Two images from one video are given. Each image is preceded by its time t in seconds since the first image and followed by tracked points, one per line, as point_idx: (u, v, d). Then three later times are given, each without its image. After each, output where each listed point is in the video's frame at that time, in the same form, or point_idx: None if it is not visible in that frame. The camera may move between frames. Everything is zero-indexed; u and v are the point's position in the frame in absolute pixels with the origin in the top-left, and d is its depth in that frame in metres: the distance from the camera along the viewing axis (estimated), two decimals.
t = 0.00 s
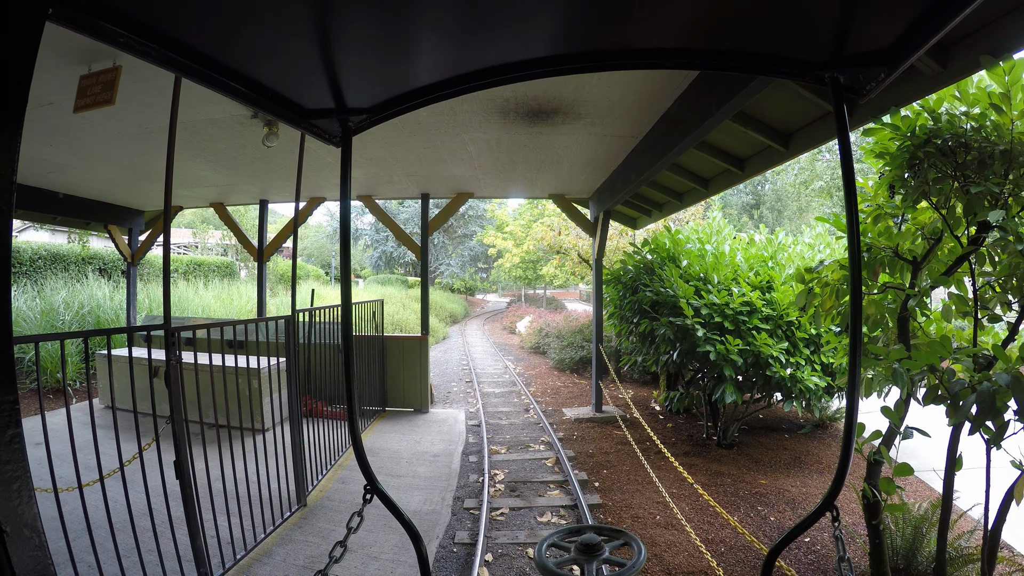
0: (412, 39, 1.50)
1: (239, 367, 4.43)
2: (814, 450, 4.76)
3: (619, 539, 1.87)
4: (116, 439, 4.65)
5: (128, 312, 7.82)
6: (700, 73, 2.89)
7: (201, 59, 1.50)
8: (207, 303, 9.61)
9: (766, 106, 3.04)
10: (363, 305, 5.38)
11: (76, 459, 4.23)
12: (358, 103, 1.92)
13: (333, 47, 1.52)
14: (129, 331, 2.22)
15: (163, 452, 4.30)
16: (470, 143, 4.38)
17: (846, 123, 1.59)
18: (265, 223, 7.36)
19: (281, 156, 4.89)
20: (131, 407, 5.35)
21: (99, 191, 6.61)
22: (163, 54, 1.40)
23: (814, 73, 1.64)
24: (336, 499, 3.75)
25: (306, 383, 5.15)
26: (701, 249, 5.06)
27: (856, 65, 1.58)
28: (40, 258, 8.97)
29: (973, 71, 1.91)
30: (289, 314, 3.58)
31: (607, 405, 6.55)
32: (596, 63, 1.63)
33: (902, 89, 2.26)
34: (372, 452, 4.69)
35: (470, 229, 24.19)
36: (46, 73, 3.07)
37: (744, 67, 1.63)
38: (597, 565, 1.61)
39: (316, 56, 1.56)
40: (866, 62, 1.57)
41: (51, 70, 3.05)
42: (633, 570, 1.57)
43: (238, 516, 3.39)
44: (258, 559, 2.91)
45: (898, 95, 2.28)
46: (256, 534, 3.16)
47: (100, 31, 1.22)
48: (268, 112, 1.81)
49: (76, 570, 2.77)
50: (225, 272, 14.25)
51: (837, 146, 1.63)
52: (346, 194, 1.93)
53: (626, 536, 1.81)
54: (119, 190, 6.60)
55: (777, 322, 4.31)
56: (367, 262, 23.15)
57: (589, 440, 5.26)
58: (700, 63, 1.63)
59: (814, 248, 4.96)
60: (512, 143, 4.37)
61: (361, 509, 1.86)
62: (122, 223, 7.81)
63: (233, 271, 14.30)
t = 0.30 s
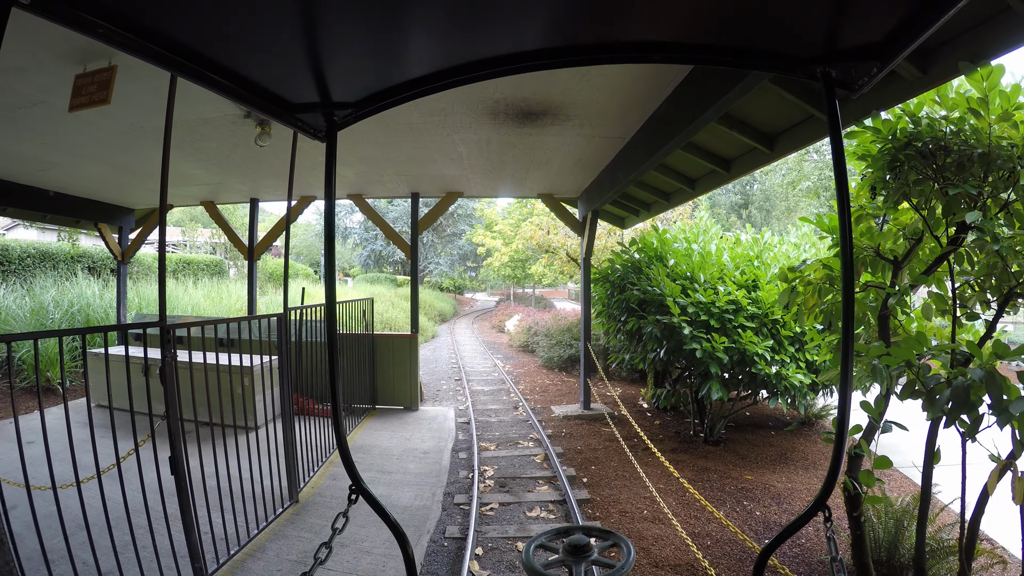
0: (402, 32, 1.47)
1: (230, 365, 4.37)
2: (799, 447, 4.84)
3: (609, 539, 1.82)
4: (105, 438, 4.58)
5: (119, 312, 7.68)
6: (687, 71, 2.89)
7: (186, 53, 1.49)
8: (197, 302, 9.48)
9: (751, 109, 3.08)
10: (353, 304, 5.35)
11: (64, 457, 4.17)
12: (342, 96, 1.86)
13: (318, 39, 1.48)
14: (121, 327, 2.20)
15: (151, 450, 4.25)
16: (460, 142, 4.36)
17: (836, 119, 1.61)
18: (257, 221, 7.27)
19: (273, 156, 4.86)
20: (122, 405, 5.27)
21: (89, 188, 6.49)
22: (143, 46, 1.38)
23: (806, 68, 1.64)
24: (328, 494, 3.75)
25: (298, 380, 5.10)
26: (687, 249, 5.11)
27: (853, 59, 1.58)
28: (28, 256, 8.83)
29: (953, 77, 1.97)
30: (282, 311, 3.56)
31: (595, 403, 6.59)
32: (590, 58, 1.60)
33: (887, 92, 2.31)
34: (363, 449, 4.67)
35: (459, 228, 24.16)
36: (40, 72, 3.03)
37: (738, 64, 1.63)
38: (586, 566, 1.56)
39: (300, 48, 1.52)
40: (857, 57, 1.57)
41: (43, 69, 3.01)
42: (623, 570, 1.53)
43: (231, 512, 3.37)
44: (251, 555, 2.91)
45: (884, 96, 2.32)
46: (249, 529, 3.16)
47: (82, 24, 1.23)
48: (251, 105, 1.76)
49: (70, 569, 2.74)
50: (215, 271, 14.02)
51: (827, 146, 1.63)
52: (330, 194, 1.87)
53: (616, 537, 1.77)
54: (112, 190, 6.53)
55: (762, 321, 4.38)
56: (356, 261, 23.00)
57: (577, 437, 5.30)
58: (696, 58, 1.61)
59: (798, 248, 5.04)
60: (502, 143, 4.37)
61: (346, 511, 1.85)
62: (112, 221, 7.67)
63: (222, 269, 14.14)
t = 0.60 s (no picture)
0: (395, 28, 1.41)
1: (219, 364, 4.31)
2: (784, 444, 4.92)
3: (596, 541, 1.76)
4: (91, 438, 4.50)
5: (109, 312, 7.55)
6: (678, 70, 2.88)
7: (166, 46, 1.41)
8: (184, 301, 9.35)
9: (737, 111, 3.12)
10: (341, 305, 5.30)
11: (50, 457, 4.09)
12: (328, 92, 1.76)
13: (301, 34, 1.42)
14: (110, 326, 2.16)
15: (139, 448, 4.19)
16: (451, 143, 4.34)
17: (825, 115, 1.50)
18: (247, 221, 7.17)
19: (264, 156, 4.80)
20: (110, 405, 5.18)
21: (80, 188, 6.35)
22: (122, 40, 1.31)
23: (793, 64, 1.54)
24: (318, 493, 3.73)
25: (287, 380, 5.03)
26: (673, 249, 5.17)
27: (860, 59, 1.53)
28: (15, 255, 8.64)
29: (933, 82, 2.03)
30: (272, 310, 3.52)
31: (582, 402, 6.63)
32: (578, 54, 1.51)
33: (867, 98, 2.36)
34: (353, 448, 4.64)
35: (447, 228, 24.12)
36: (30, 70, 2.96)
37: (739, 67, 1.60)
38: (573, 569, 1.50)
39: (283, 44, 1.46)
40: (846, 52, 1.48)
41: (31, 67, 2.93)
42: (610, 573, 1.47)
43: (222, 509, 3.35)
44: (243, 552, 2.89)
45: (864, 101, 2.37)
46: (240, 528, 3.13)
47: (61, 16, 1.17)
48: (234, 101, 1.67)
49: (62, 567, 2.71)
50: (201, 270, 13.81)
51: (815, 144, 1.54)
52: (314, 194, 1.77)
53: (602, 539, 1.71)
54: (105, 190, 6.44)
55: (747, 320, 4.44)
56: (344, 261, 22.85)
57: (565, 435, 5.33)
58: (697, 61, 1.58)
59: (782, 249, 5.12)
60: (492, 143, 4.34)
61: (329, 512, 1.79)
62: (101, 220, 7.51)
63: (209, 269, 13.96)
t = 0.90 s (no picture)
0: (386, 24, 1.41)
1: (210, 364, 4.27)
2: (770, 443, 4.99)
3: (588, 541, 1.75)
4: (79, 437, 4.42)
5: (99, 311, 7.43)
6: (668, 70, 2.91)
7: (151, 39, 1.38)
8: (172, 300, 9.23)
9: (723, 114, 3.16)
10: (331, 304, 5.27)
11: (39, 454, 4.04)
12: (317, 89, 1.75)
13: (291, 27, 1.41)
14: (100, 325, 2.13)
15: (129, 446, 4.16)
16: (441, 143, 4.34)
17: (818, 113, 1.51)
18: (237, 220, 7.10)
19: (256, 156, 4.76)
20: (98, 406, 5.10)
21: (71, 186, 6.24)
22: (111, 34, 1.29)
23: (786, 63, 1.54)
24: (310, 492, 3.71)
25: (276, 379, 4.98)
26: (661, 249, 5.22)
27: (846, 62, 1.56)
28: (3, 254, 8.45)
29: (914, 88, 2.08)
30: (263, 310, 3.50)
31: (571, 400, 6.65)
32: (566, 51, 1.52)
33: (856, 101, 2.40)
34: (344, 447, 4.61)
35: (436, 227, 24.06)
36: (27, 69, 2.91)
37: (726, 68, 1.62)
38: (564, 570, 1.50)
39: (272, 38, 1.44)
40: (838, 52, 1.49)
41: (27, 66, 2.88)
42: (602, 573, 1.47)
43: (215, 507, 3.33)
44: (235, 549, 2.88)
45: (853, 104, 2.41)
46: (232, 526, 3.11)
47: (46, 9, 1.14)
48: (223, 97, 1.65)
49: (52, 566, 2.68)
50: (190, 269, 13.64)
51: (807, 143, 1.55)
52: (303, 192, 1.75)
53: (593, 539, 1.71)
54: (97, 189, 6.35)
55: (733, 319, 4.49)
56: (333, 260, 22.68)
57: (554, 433, 5.35)
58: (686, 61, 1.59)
59: (767, 250, 5.19)
60: (482, 144, 4.35)
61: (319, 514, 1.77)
62: (91, 219, 7.38)
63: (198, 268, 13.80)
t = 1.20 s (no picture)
0: (381, 24, 1.42)
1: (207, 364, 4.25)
2: (761, 441, 5.02)
3: (583, 542, 1.74)
4: (75, 438, 4.39)
5: (95, 310, 7.38)
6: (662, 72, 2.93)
7: (146, 39, 1.38)
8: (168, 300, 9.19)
9: (714, 118, 3.20)
10: (326, 304, 5.26)
11: (36, 455, 4.02)
12: (312, 89, 1.76)
13: (287, 26, 1.41)
14: (96, 325, 2.12)
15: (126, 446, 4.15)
16: (437, 146, 4.35)
17: (813, 114, 1.53)
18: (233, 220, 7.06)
19: (254, 157, 4.74)
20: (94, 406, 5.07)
21: (68, 187, 6.20)
22: (107, 33, 1.29)
23: (782, 63, 1.57)
24: (307, 490, 3.71)
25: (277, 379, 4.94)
26: (654, 250, 5.25)
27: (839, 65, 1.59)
28: None
29: (899, 93, 2.12)
30: (262, 309, 3.49)
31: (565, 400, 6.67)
32: (563, 51, 1.53)
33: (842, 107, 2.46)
34: (339, 446, 4.60)
35: (430, 228, 24.06)
36: (27, 71, 2.90)
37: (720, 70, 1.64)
38: (560, 572, 1.50)
39: (267, 37, 1.44)
40: (833, 53, 1.51)
41: (26, 68, 2.87)
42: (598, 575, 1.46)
43: (213, 504, 3.34)
44: (234, 546, 2.90)
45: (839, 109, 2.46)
46: (230, 524, 3.11)
47: (41, 9, 1.15)
48: (217, 97, 1.65)
49: (52, 563, 2.67)
50: (183, 269, 13.54)
51: (803, 144, 1.57)
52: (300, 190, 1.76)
53: (589, 540, 1.70)
54: (94, 189, 6.30)
55: (725, 319, 4.53)
56: (327, 261, 22.60)
57: (548, 432, 5.36)
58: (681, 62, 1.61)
59: (758, 251, 5.23)
60: (477, 146, 4.36)
61: (313, 515, 1.74)
62: (87, 219, 7.32)
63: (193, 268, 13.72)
